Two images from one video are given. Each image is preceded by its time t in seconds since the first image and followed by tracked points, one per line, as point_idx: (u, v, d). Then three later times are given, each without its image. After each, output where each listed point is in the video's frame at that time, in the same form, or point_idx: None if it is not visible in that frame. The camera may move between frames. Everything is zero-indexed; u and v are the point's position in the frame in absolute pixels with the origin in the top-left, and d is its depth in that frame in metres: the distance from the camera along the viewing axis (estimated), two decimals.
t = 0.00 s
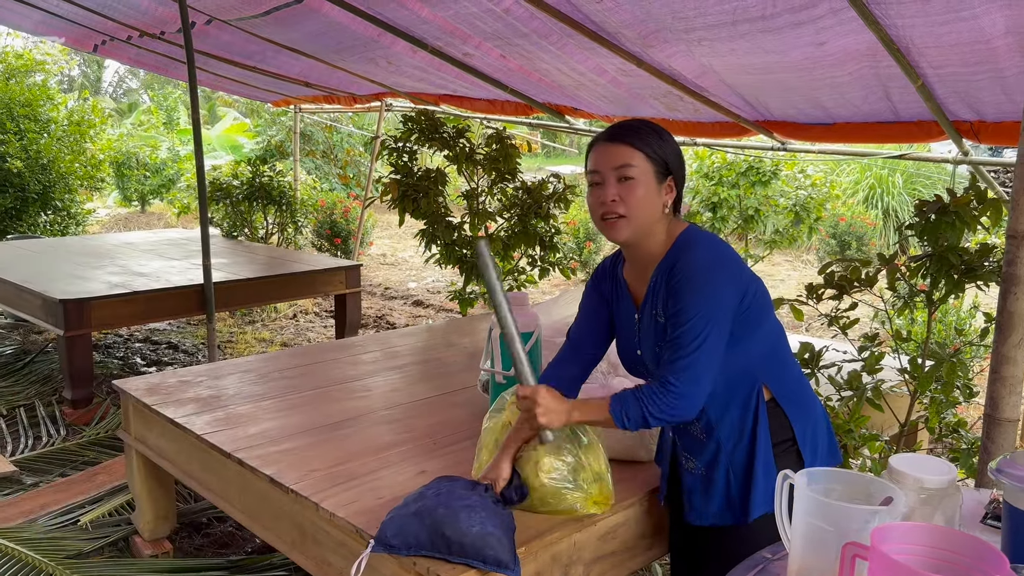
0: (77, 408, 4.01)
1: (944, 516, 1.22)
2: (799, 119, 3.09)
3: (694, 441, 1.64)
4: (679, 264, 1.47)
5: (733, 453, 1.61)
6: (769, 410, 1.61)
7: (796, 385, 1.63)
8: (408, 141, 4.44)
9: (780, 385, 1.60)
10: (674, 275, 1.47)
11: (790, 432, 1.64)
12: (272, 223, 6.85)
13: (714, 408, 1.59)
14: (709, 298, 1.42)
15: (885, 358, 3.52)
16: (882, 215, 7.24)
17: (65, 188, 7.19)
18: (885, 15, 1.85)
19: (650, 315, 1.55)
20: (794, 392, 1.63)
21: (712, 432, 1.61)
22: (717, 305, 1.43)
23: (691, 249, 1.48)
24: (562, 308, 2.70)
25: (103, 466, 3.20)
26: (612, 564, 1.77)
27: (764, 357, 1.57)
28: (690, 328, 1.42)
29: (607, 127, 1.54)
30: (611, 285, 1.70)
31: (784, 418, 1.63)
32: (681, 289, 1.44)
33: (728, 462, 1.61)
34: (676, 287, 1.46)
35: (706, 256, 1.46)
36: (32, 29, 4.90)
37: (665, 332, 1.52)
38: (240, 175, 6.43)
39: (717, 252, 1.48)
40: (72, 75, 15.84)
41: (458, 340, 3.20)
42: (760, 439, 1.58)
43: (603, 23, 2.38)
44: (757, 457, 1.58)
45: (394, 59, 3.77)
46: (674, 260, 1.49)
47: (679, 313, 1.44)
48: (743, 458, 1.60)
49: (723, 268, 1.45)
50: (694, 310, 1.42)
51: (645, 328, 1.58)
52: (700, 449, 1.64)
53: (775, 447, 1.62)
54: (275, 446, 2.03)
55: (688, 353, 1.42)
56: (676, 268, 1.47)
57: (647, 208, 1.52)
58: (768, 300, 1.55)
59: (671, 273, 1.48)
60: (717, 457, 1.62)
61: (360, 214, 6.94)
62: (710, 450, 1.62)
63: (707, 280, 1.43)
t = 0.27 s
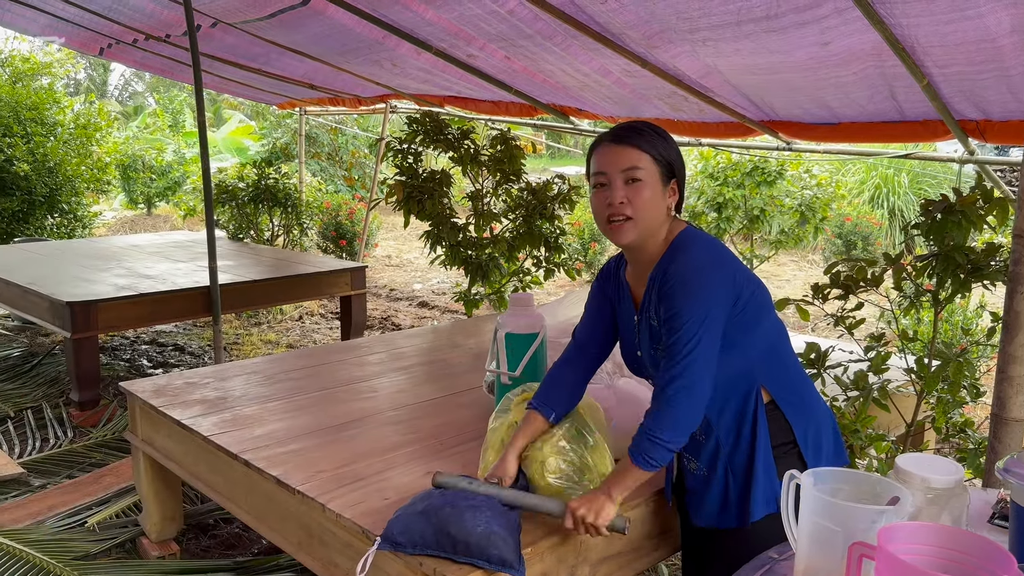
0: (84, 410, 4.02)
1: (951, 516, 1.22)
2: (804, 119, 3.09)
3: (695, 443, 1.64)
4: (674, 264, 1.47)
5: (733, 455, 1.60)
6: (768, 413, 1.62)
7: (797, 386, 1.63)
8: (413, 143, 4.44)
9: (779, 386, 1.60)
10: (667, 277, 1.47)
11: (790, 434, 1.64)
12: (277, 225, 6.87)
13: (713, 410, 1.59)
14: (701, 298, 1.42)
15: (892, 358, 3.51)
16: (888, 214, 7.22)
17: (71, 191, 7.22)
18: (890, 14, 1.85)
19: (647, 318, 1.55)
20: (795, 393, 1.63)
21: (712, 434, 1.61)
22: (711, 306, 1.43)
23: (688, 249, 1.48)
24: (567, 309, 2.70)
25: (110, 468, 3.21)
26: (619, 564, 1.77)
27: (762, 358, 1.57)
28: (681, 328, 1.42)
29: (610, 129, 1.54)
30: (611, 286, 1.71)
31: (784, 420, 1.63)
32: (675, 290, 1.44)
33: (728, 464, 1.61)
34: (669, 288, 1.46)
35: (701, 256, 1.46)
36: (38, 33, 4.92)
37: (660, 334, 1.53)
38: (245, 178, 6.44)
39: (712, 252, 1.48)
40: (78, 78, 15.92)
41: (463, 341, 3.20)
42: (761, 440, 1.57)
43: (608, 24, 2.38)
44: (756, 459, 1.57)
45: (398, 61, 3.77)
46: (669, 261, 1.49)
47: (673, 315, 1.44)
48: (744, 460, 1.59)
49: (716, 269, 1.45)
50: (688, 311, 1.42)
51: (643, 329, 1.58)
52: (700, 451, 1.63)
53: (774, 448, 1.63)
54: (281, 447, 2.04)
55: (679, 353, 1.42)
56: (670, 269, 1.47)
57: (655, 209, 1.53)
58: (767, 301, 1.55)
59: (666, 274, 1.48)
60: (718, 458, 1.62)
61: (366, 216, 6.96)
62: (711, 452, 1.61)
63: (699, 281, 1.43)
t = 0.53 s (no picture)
0: (92, 412, 4.04)
1: (958, 515, 1.21)
2: (810, 118, 3.08)
3: (702, 441, 1.65)
4: (677, 265, 1.47)
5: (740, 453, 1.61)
6: (776, 412, 1.60)
7: (805, 386, 1.62)
8: (418, 144, 4.45)
9: (787, 385, 1.60)
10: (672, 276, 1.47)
11: (798, 434, 1.63)
12: (284, 227, 6.89)
13: (720, 408, 1.60)
14: (706, 298, 1.42)
15: (899, 358, 3.50)
16: (895, 214, 7.20)
17: (78, 194, 7.25)
18: (896, 13, 1.84)
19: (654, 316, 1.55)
20: (803, 391, 1.62)
21: (718, 433, 1.61)
22: (715, 307, 1.42)
23: (687, 251, 1.47)
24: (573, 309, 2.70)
25: (118, 470, 3.22)
26: (626, 565, 1.77)
27: (768, 356, 1.56)
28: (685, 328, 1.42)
29: (589, 141, 1.50)
30: (617, 286, 1.71)
31: (793, 420, 1.62)
32: (679, 289, 1.44)
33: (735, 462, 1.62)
34: (674, 287, 1.46)
35: (705, 256, 1.45)
36: (46, 36, 4.94)
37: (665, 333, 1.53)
38: (252, 180, 6.46)
39: (715, 251, 1.47)
40: (85, 82, 16.00)
41: (469, 342, 3.21)
42: (766, 438, 1.58)
43: (613, 24, 2.38)
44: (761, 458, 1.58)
45: (404, 63, 3.78)
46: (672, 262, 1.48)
47: (677, 314, 1.44)
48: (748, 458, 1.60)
49: (721, 268, 1.44)
50: (693, 312, 1.41)
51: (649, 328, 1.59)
52: (707, 449, 1.65)
53: (779, 450, 1.62)
54: (288, 448, 2.04)
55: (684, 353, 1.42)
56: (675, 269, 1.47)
57: (641, 218, 1.51)
58: (774, 300, 1.54)
59: (670, 274, 1.48)
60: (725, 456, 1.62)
61: (372, 217, 6.97)
62: (718, 450, 1.63)
63: (703, 281, 1.43)
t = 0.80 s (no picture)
0: (99, 413, 4.06)
1: (965, 514, 1.21)
2: (816, 117, 3.07)
3: (704, 442, 1.65)
4: (671, 269, 1.47)
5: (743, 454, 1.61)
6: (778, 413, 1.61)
7: (807, 386, 1.62)
8: (424, 145, 4.45)
9: (789, 385, 1.59)
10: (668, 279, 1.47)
11: (802, 435, 1.63)
12: (290, 228, 6.91)
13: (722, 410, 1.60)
14: (703, 301, 1.41)
15: (906, 357, 3.48)
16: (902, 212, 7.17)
17: (86, 196, 7.28)
18: (902, 11, 1.84)
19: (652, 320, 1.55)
20: (806, 392, 1.62)
21: (721, 434, 1.61)
22: (712, 310, 1.42)
23: (679, 256, 1.47)
24: (578, 309, 2.70)
25: (125, 470, 3.24)
26: (631, 565, 1.77)
27: (770, 356, 1.56)
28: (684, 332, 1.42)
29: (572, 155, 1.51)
30: (618, 289, 1.72)
31: (795, 420, 1.62)
32: (675, 294, 1.44)
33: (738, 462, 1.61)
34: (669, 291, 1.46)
35: (701, 257, 1.45)
36: (53, 39, 4.97)
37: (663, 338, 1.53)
38: (258, 181, 6.48)
39: (710, 253, 1.47)
40: (92, 84, 16.08)
41: (475, 343, 3.21)
42: (767, 439, 1.58)
43: (618, 24, 2.38)
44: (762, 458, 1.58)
45: (409, 64, 3.79)
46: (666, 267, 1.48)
47: (674, 319, 1.44)
48: (749, 458, 1.60)
49: (716, 269, 1.44)
50: (689, 315, 1.41)
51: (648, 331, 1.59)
52: (710, 450, 1.64)
53: (781, 450, 1.61)
54: (294, 449, 2.05)
55: (683, 358, 1.42)
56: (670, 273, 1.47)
57: (624, 230, 1.50)
58: (774, 301, 1.54)
59: (664, 279, 1.49)
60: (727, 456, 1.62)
61: (377, 218, 6.98)
62: (720, 451, 1.62)
63: (699, 284, 1.42)
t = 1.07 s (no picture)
0: (106, 413, 4.07)
1: (974, 513, 1.20)
2: (822, 115, 3.06)
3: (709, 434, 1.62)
4: (697, 248, 1.46)
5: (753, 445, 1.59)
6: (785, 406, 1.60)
7: (816, 379, 1.62)
8: (429, 145, 4.46)
9: (796, 377, 1.59)
10: (697, 259, 1.45)
11: (807, 428, 1.63)
12: (295, 228, 6.92)
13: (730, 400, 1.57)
14: (745, 281, 1.40)
15: (913, 355, 3.47)
16: (908, 210, 7.14)
17: (92, 197, 7.31)
18: (908, 8, 1.83)
19: (668, 303, 1.54)
20: (814, 386, 1.62)
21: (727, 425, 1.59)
22: (750, 291, 1.41)
23: (708, 232, 1.47)
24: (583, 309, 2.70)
25: (132, 471, 3.25)
26: (638, 565, 1.77)
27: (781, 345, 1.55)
28: (726, 314, 1.41)
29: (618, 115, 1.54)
30: (622, 279, 1.70)
31: (802, 413, 1.62)
32: (709, 277, 1.42)
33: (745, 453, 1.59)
34: (700, 271, 1.44)
35: (723, 238, 1.45)
36: (59, 41, 4.99)
37: (690, 321, 1.51)
38: (263, 182, 6.49)
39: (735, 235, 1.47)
40: (98, 85, 16.15)
41: (480, 342, 3.21)
42: (774, 429, 1.56)
43: (623, 23, 2.38)
44: (769, 450, 1.56)
45: (413, 63, 3.79)
46: (693, 246, 1.47)
47: (710, 300, 1.42)
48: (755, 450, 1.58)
49: (748, 248, 1.44)
50: (726, 296, 1.40)
51: (659, 316, 1.57)
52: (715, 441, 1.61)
53: (788, 444, 1.61)
54: (300, 449, 2.05)
55: (735, 340, 1.41)
56: (698, 253, 1.45)
57: (654, 194, 1.50)
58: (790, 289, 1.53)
59: (690, 259, 1.47)
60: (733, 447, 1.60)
61: (383, 218, 6.98)
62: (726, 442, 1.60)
63: (737, 263, 1.41)
